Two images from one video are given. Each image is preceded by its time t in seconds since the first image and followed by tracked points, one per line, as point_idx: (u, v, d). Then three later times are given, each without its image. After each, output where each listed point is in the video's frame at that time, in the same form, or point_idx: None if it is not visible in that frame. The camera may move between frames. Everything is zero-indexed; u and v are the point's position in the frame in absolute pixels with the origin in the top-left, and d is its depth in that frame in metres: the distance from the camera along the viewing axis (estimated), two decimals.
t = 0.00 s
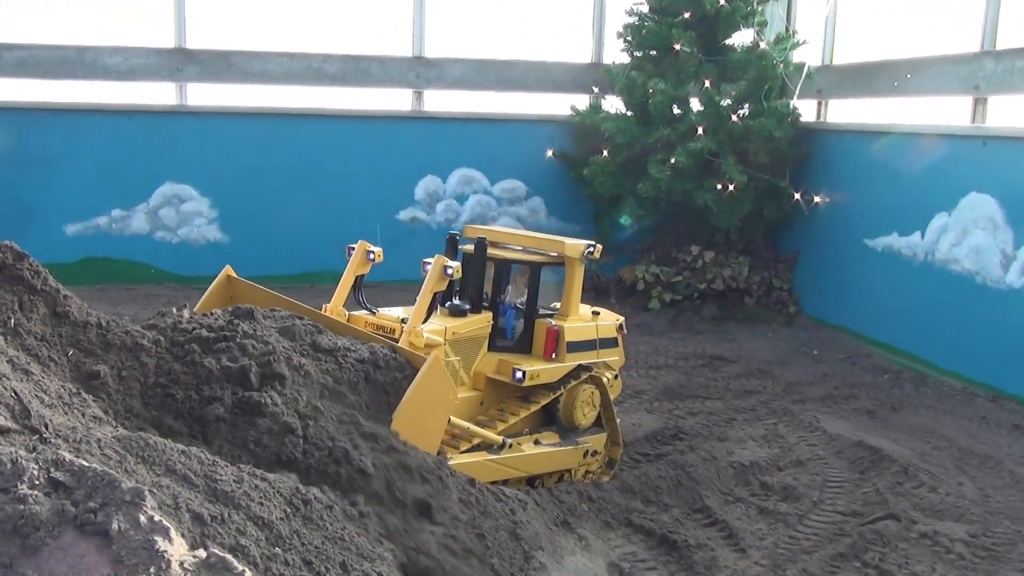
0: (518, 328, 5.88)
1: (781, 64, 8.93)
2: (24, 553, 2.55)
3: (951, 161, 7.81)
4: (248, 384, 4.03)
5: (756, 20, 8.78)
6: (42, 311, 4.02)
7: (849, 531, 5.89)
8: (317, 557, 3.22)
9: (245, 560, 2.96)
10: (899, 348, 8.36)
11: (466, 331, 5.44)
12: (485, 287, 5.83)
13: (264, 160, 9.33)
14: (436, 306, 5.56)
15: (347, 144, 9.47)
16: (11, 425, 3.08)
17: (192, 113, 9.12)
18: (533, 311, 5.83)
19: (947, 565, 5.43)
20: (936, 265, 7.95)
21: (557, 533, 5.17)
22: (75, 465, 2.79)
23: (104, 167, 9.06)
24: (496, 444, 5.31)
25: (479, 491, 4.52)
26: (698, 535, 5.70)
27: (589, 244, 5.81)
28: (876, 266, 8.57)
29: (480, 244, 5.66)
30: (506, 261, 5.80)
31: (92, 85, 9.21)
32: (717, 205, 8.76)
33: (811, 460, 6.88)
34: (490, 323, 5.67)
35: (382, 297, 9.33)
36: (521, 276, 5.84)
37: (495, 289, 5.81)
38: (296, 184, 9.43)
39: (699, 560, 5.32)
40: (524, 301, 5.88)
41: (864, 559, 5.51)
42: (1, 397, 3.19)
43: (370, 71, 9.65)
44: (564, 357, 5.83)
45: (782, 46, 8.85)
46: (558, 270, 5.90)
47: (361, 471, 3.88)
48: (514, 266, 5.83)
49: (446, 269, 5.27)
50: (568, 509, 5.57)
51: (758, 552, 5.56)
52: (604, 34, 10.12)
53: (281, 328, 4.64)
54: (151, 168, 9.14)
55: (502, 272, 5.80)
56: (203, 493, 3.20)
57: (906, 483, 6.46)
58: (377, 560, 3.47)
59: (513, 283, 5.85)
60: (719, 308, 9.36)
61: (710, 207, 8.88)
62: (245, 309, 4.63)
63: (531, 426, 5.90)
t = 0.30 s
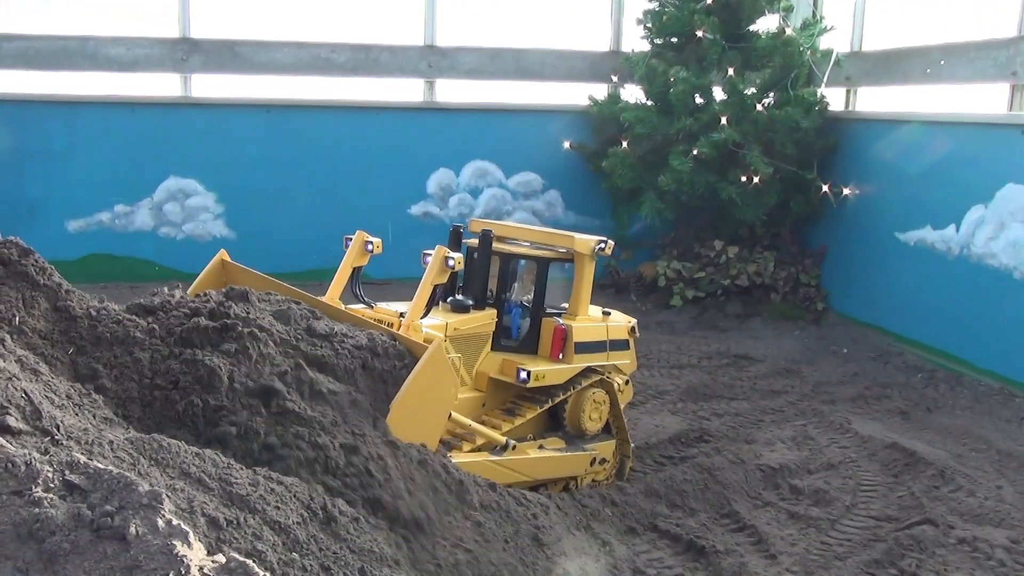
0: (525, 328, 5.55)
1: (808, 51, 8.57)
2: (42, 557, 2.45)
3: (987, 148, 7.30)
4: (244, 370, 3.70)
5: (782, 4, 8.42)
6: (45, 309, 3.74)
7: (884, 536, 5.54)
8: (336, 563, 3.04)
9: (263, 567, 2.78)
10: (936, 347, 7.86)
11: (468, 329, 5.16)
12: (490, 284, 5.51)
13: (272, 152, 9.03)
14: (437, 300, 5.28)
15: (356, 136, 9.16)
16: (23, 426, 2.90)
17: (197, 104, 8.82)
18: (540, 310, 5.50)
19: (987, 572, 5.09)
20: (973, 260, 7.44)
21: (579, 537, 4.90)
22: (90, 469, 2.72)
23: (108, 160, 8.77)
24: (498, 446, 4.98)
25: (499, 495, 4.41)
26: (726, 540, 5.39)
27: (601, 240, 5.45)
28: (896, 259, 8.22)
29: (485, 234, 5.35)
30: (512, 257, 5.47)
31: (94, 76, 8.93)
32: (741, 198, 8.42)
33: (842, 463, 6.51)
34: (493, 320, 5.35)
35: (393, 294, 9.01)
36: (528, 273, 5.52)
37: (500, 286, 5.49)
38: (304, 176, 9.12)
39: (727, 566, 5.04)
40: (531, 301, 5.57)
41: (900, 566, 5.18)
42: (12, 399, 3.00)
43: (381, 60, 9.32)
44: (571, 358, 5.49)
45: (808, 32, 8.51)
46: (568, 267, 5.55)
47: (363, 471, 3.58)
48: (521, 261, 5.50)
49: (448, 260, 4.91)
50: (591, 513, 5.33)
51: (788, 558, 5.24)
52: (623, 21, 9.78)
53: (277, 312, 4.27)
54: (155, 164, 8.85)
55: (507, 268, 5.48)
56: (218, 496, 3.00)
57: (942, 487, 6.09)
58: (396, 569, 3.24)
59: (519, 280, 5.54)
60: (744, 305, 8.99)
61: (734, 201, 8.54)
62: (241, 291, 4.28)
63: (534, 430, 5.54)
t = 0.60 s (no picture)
0: (536, 326, 5.15)
1: (843, 36, 8.20)
2: (68, 568, 2.22)
3: None
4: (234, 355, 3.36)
5: None
6: (40, 303, 3.49)
7: (928, 545, 5.17)
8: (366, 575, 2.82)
9: None
10: (978, 346, 7.43)
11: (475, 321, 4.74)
12: (500, 279, 5.12)
13: (283, 144, 8.72)
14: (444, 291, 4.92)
15: (369, 126, 8.85)
16: (42, 430, 2.68)
17: (206, 95, 8.53)
18: (552, 309, 5.08)
19: None
20: (1018, 254, 7.02)
21: (612, 546, 4.61)
22: (117, 473, 2.46)
23: (114, 155, 8.48)
24: (505, 447, 4.60)
25: (528, 501, 4.35)
26: (763, 549, 5.07)
27: (620, 236, 5.07)
28: (929, 250, 7.87)
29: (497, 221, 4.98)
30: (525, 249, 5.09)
31: (100, 68, 8.64)
32: (773, 189, 8.07)
33: (883, 467, 6.12)
34: (503, 316, 4.93)
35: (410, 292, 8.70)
36: (541, 270, 5.12)
37: (511, 280, 5.10)
38: (317, 168, 8.82)
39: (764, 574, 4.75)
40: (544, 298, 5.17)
41: None
42: (32, 403, 2.78)
43: (397, 49, 9.00)
44: (584, 358, 5.08)
45: (842, 17, 8.12)
46: (584, 264, 5.18)
47: (380, 477, 3.27)
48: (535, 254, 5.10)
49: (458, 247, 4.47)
50: (621, 520, 5.00)
51: (829, 567, 4.91)
52: (647, 6, 9.42)
53: (273, 288, 3.94)
54: (163, 159, 8.55)
55: (519, 261, 5.08)
56: (242, 502, 2.76)
57: (989, 493, 5.71)
58: None
59: (531, 277, 5.14)
60: (776, 302, 8.62)
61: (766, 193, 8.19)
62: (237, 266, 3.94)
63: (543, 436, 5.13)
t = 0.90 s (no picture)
0: (541, 327, 4.84)
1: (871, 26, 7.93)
2: None
3: None
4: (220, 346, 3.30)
5: None
6: (26, 309, 3.39)
7: (964, 553, 4.78)
8: None
9: None
10: (1012, 346, 7.07)
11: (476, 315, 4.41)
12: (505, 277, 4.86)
13: (293, 139, 8.49)
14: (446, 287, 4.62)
15: (380, 120, 8.60)
16: (57, 435, 2.62)
17: (213, 90, 8.31)
18: (560, 306, 4.80)
19: None
20: None
21: (638, 555, 4.38)
22: (134, 480, 2.42)
23: (117, 152, 8.26)
24: (507, 447, 4.28)
25: (551, 510, 4.21)
26: (793, 558, 4.72)
27: (631, 234, 4.78)
28: (957, 245, 7.58)
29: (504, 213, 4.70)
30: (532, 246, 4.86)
31: (104, 64, 8.42)
32: (798, 185, 7.80)
33: (915, 474, 5.62)
34: (507, 313, 4.63)
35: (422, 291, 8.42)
36: (549, 267, 4.84)
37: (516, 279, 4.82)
38: (329, 165, 8.58)
39: None
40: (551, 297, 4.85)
41: None
42: (45, 407, 2.72)
43: (408, 42, 8.75)
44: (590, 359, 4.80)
45: (871, 6, 7.83)
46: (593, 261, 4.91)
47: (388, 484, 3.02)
48: (546, 250, 4.82)
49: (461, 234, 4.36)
50: (645, 528, 4.71)
51: None
52: None
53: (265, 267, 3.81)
54: (169, 157, 8.33)
55: (526, 257, 4.84)
56: (260, 510, 2.80)
57: None
58: None
59: (537, 275, 4.86)
60: (801, 302, 8.35)
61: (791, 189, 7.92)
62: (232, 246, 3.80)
63: (547, 440, 4.80)
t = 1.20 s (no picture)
0: (548, 328, 4.63)
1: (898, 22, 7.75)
2: None
3: None
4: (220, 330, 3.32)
5: None
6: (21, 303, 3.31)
7: (996, 563, 4.56)
8: None
9: None
10: None
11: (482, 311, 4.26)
12: (511, 276, 4.64)
13: (307, 136, 8.37)
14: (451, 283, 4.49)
15: (394, 118, 8.47)
16: (80, 440, 2.78)
17: (227, 88, 8.20)
18: (567, 307, 4.60)
19: None
20: None
21: (662, 564, 4.22)
22: (161, 486, 2.63)
23: (126, 149, 8.15)
24: (507, 445, 4.04)
25: (576, 515, 4.10)
26: (821, 566, 4.49)
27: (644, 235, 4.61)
28: (986, 246, 7.37)
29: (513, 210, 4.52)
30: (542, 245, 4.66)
31: (118, 61, 8.33)
32: (821, 185, 7.64)
33: (945, 481, 5.34)
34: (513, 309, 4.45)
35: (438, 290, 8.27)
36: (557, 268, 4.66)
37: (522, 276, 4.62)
38: (343, 163, 8.46)
39: None
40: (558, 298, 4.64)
41: None
42: (68, 410, 2.87)
43: (424, 39, 8.63)
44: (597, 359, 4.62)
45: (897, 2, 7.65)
46: (602, 264, 4.74)
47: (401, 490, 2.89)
48: (553, 251, 4.65)
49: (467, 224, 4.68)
50: (670, 536, 4.56)
51: None
52: None
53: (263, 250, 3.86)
54: (182, 154, 8.23)
55: (534, 256, 4.63)
56: (284, 516, 2.85)
57: None
58: None
59: (546, 276, 4.66)
60: (825, 304, 8.16)
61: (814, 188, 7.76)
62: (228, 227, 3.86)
63: (549, 446, 4.59)
